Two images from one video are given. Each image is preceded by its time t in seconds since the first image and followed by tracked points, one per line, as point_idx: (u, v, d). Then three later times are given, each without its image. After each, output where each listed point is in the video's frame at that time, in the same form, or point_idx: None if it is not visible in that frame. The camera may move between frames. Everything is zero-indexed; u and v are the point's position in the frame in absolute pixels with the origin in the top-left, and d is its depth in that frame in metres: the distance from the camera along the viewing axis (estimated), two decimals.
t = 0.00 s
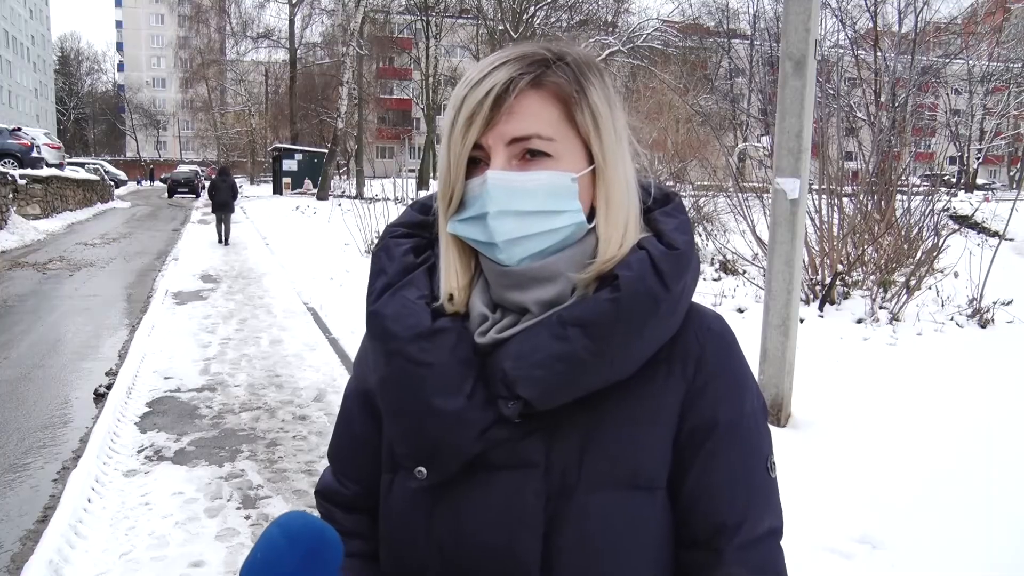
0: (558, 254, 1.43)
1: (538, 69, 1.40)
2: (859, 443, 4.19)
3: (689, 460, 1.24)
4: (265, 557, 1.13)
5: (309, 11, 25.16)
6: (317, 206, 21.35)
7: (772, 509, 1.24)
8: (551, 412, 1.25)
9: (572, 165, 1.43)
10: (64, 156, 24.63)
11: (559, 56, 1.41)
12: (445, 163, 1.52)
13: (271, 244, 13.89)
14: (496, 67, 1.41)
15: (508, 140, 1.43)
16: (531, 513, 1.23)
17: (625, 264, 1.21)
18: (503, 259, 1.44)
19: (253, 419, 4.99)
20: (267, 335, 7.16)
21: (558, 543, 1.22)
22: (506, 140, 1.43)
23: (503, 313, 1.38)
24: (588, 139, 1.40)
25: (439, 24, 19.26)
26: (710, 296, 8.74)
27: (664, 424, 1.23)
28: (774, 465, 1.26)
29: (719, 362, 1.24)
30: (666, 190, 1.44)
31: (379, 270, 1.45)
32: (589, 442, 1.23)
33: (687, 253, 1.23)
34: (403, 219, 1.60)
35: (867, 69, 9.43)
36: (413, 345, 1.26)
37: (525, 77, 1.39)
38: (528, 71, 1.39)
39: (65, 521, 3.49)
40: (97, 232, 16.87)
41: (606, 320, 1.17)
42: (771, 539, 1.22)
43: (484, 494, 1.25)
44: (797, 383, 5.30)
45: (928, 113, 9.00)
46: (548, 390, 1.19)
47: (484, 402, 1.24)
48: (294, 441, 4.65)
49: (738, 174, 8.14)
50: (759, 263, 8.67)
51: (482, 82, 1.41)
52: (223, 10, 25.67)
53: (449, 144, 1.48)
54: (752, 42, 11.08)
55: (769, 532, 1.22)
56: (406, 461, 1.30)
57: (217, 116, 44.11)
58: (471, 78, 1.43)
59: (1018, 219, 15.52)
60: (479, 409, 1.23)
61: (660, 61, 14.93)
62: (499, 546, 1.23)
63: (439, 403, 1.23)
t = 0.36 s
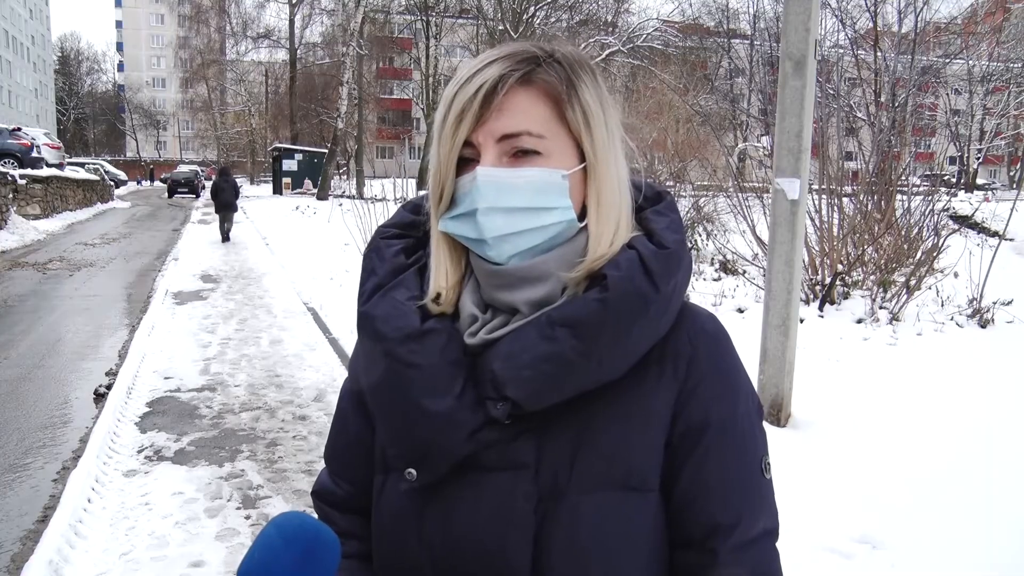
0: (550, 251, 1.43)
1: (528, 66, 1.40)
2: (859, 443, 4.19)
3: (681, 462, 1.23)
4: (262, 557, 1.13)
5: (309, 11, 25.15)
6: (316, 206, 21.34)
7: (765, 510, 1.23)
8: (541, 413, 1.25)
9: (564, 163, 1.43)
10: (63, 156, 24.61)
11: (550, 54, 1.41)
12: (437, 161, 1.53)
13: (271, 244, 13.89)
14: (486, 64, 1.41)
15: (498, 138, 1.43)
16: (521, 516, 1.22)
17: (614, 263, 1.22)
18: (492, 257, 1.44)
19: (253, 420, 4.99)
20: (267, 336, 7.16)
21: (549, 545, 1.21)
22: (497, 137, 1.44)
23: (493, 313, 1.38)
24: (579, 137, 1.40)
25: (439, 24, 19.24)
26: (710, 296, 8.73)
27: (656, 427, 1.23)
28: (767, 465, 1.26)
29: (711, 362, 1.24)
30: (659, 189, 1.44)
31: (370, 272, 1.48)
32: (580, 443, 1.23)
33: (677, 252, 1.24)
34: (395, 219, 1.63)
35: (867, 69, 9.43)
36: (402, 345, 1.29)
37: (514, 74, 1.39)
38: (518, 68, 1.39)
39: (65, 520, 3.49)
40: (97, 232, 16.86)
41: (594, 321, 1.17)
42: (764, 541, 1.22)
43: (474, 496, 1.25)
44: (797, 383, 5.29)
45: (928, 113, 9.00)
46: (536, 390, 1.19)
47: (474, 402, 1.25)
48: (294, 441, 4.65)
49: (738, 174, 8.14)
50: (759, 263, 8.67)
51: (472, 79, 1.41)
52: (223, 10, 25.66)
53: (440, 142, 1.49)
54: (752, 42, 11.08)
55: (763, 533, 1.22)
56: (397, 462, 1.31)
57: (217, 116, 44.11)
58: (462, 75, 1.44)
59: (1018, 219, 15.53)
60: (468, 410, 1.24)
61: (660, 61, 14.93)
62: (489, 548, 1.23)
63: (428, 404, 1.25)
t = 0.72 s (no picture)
0: (546, 253, 1.43)
1: (525, 69, 1.40)
2: (859, 443, 4.19)
3: (679, 462, 1.23)
4: (265, 560, 1.12)
5: (309, 10, 25.13)
6: (316, 206, 21.34)
7: (764, 511, 1.23)
8: (536, 414, 1.25)
9: (562, 165, 1.43)
10: (64, 156, 24.62)
11: (547, 55, 1.41)
12: (433, 163, 1.54)
13: (271, 244, 13.89)
14: (483, 66, 1.42)
15: (495, 140, 1.44)
16: (517, 517, 1.22)
17: (611, 264, 1.22)
18: (490, 259, 1.45)
19: (253, 419, 4.99)
20: (267, 335, 7.16)
21: (547, 545, 1.22)
22: (494, 141, 1.44)
23: (490, 314, 1.38)
24: (577, 140, 1.40)
25: (439, 24, 19.22)
26: (710, 296, 8.74)
27: (653, 428, 1.23)
28: (766, 464, 1.26)
29: (710, 362, 1.24)
30: (657, 190, 1.44)
31: (367, 273, 1.49)
32: (576, 443, 1.23)
33: (675, 252, 1.23)
34: (392, 220, 1.64)
35: (867, 69, 9.44)
36: (399, 347, 1.29)
37: (512, 77, 1.39)
38: (515, 70, 1.40)
39: (65, 521, 3.49)
40: (97, 232, 16.87)
41: (591, 322, 1.17)
42: (763, 541, 1.22)
43: (470, 497, 1.25)
44: (797, 383, 5.29)
45: (928, 113, 9.00)
46: (532, 392, 1.20)
47: (471, 403, 1.25)
48: (294, 441, 4.65)
49: (738, 174, 8.13)
50: (759, 263, 8.67)
51: (468, 81, 1.41)
52: (223, 10, 25.64)
53: (436, 145, 1.50)
54: (752, 43, 11.09)
55: (762, 533, 1.22)
56: (394, 464, 1.31)
57: (217, 116, 44.09)
58: (459, 77, 1.44)
59: (1018, 219, 15.52)
60: (465, 412, 1.24)
61: (659, 61, 14.93)
62: (486, 550, 1.23)
63: (426, 405, 1.25)
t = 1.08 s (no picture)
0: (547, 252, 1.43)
1: (521, 68, 1.40)
2: (859, 443, 4.19)
3: (681, 462, 1.23)
4: (268, 560, 1.13)
5: (309, 11, 25.12)
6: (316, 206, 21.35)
7: (765, 512, 1.23)
8: (537, 414, 1.25)
9: (559, 163, 1.43)
10: (64, 156, 24.62)
11: (543, 55, 1.41)
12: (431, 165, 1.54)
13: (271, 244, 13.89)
14: (479, 66, 1.42)
15: (492, 140, 1.44)
16: (518, 517, 1.22)
17: (613, 264, 1.22)
18: (489, 259, 1.45)
19: (254, 420, 4.99)
20: (267, 336, 7.16)
21: (548, 545, 1.21)
22: (490, 141, 1.44)
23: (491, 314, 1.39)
24: (574, 138, 1.40)
25: (439, 24, 19.21)
26: (710, 296, 8.74)
27: (654, 428, 1.23)
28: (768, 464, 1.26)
29: (711, 362, 1.24)
30: (657, 189, 1.44)
31: (369, 273, 1.49)
32: (577, 443, 1.23)
33: (676, 252, 1.23)
34: (393, 220, 1.63)
35: (867, 69, 9.44)
36: (400, 347, 1.29)
37: (507, 76, 1.39)
38: (510, 70, 1.40)
39: (65, 520, 3.49)
40: (97, 232, 16.87)
41: (591, 322, 1.17)
42: (765, 542, 1.21)
43: (471, 497, 1.25)
44: (797, 383, 5.29)
45: (928, 113, 9.00)
46: (533, 392, 1.20)
47: (472, 403, 1.25)
48: (294, 441, 4.65)
49: (738, 174, 8.13)
50: (758, 263, 8.67)
51: (466, 81, 1.42)
52: (223, 10, 25.63)
53: (434, 146, 1.50)
54: (752, 42, 11.11)
55: (764, 534, 1.21)
56: (395, 464, 1.31)
57: (217, 116, 44.08)
58: (456, 78, 1.44)
59: (1018, 219, 15.53)
60: (467, 412, 1.24)
61: (659, 61, 14.95)
62: (487, 550, 1.23)
63: (427, 405, 1.25)
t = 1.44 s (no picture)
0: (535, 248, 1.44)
1: (496, 67, 1.40)
2: (859, 444, 4.19)
3: (674, 462, 1.23)
4: (263, 559, 1.12)
5: (309, 11, 25.10)
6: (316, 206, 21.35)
7: (762, 514, 1.22)
8: (527, 412, 1.25)
9: (541, 160, 1.41)
10: (64, 156, 24.62)
11: (522, 54, 1.41)
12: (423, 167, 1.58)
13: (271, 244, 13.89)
14: (457, 69, 1.44)
15: (471, 140, 1.45)
16: (507, 513, 1.22)
17: (598, 262, 1.21)
18: (473, 258, 1.48)
19: (253, 420, 4.99)
20: (267, 335, 7.16)
21: (537, 542, 1.22)
22: (470, 141, 1.45)
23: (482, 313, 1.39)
24: (552, 134, 1.39)
25: (439, 24, 19.18)
26: (710, 296, 8.73)
27: (645, 427, 1.23)
28: (765, 465, 1.25)
29: (704, 362, 1.23)
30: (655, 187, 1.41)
31: (368, 271, 1.51)
32: (568, 441, 1.23)
33: (664, 250, 1.21)
34: (397, 218, 1.66)
35: (867, 69, 9.43)
36: (393, 343, 1.31)
37: (481, 77, 1.40)
38: (485, 70, 1.40)
39: (65, 521, 3.49)
40: (97, 232, 16.86)
41: (576, 320, 1.17)
42: (761, 545, 1.21)
43: (463, 494, 1.26)
44: (797, 383, 5.29)
45: (928, 113, 9.00)
46: (519, 390, 1.20)
47: (461, 400, 1.26)
48: (294, 441, 4.65)
49: (738, 174, 8.13)
50: (758, 263, 8.67)
51: (443, 85, 1.44)
52: (223, 9, 25.62)
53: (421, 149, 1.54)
54: (752, 42, 11.11)
55: (761, 536, 1.21)
56: (389, 459, 1.32)
57: (217, 116, 44.05)
58: (437, 81, 1.47)
59: (1018, 219, 15.52)
60: (456, 408, 1.25)
61: (659, 61, 14.94)
62: (476, 546, 1.23)
63: (417, 402, 1.26)
